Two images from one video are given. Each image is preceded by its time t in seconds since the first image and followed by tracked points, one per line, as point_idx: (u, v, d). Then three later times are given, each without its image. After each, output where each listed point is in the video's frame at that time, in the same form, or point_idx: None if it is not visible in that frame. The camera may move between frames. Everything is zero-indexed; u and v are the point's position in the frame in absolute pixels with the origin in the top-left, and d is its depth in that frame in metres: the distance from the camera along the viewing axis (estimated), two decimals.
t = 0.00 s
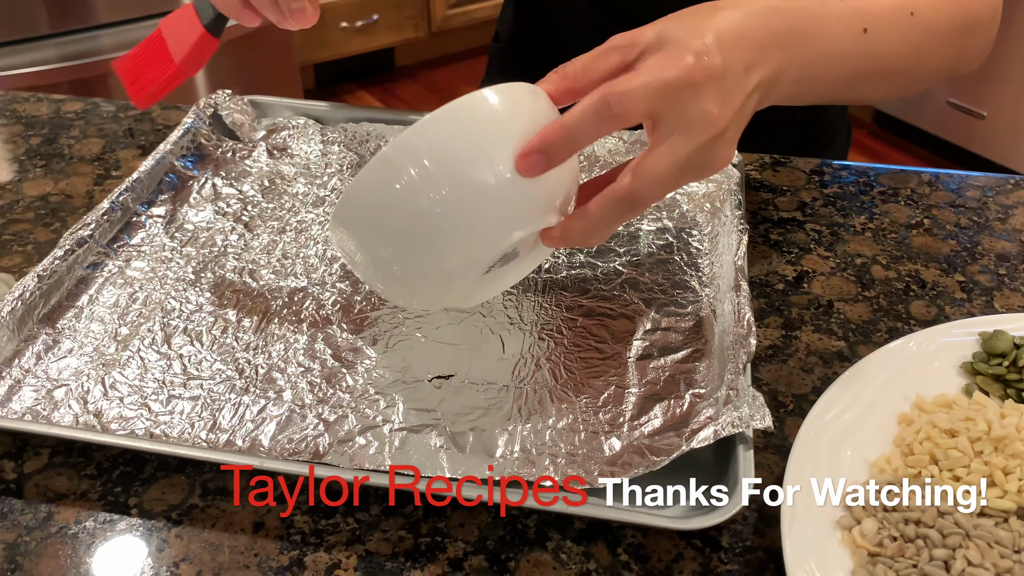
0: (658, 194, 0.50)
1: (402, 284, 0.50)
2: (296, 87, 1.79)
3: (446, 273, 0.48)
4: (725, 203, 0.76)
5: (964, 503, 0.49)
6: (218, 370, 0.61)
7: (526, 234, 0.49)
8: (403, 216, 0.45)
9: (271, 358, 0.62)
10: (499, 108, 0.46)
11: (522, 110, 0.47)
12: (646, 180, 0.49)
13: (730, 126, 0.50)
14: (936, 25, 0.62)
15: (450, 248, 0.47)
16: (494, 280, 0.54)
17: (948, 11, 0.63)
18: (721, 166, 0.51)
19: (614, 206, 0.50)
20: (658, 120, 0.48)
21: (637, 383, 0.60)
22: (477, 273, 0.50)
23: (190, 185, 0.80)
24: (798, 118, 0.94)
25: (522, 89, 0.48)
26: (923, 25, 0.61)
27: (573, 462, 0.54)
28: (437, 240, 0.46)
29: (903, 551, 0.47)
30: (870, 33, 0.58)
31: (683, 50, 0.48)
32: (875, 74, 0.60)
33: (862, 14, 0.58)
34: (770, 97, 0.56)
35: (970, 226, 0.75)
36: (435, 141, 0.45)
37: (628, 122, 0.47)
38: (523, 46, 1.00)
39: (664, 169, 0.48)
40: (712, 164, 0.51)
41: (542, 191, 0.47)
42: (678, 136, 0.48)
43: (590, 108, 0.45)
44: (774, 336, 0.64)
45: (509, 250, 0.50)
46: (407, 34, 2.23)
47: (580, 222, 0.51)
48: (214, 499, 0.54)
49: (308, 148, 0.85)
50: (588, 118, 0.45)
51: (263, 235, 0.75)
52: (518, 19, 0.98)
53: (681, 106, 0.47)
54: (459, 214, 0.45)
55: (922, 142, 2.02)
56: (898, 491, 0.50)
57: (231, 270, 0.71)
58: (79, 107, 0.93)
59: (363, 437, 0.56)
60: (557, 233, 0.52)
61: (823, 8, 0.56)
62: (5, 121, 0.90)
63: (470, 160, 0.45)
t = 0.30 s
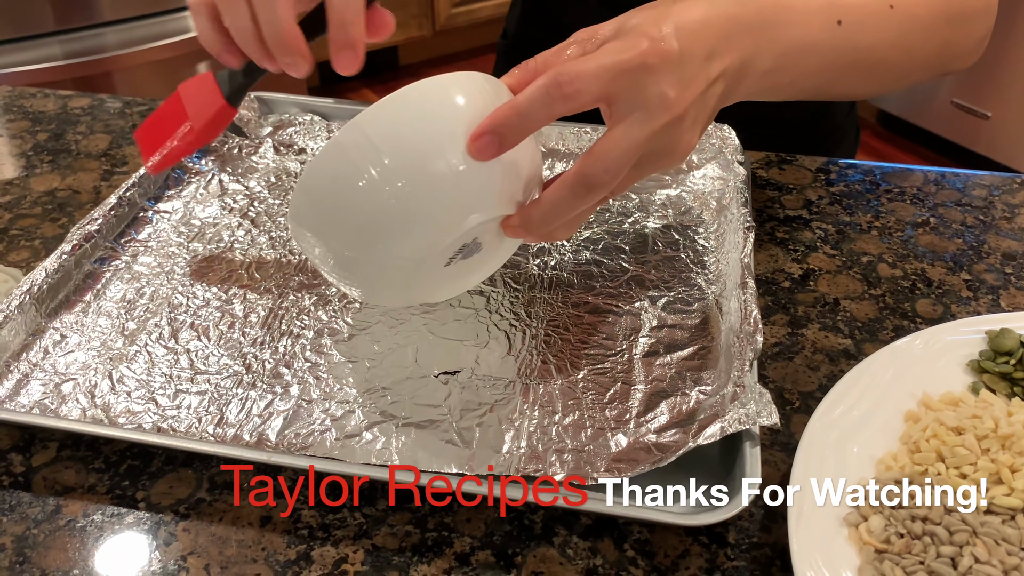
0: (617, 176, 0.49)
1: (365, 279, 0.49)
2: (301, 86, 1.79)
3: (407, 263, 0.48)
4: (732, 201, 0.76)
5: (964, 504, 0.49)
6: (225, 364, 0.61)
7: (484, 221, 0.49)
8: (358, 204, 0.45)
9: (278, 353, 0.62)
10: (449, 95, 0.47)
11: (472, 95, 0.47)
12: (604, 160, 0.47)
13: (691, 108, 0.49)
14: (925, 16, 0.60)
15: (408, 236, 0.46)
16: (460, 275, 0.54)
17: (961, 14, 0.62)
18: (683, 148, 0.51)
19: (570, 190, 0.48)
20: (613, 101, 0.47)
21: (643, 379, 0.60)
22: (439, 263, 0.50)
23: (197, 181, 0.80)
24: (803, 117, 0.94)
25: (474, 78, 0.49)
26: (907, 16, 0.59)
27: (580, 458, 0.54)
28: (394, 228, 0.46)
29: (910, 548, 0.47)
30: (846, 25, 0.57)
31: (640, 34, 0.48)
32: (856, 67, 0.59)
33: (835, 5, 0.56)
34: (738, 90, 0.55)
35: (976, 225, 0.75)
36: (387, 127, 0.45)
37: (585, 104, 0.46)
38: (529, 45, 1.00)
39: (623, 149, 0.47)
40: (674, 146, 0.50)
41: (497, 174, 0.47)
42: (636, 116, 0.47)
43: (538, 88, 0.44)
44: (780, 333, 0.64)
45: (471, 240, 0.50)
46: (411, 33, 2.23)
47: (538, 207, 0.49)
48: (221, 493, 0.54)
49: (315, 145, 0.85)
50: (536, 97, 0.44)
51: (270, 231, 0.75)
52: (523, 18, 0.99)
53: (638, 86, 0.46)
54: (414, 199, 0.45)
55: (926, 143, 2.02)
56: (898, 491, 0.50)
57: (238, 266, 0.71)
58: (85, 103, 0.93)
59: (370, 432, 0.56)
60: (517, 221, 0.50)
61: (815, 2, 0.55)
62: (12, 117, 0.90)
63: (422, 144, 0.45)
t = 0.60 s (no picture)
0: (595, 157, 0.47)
1: (355, 285, 0.51)
2: (304, 85, 1.80)
3: (393, 266, 0.49)
4: (735, 200, 0.76)
5: (964, 503, 0.49)
6: (230, 363, 0.61)
7: (468, 219, 0.50)
8: (339, 210, 0.47)
9: (282, 352, 0.63)
10: (421, 98, 0.48)
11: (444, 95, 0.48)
12: (578, 138, 0.46)
13: (667, 86, 0.48)
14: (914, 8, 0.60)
15: (389, 238, 0.47)
16: (452, 277, 0.54)
17: (964, 14, 0.62)
18: (664, 127, 0.49)
19: (549, 172, 0.47)
20: (583, 80, 0.46)
21: (646, 378, 0.60)
22: (427, 265, 0.51)
23: (201, 180, 0.81)
24: (805, 117, 0.94)
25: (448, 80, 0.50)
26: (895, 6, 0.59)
27: (583, 457, 0.54)
28: (375, 231, 0.47)
29: (912, 546, 0.47)
30: (829, 13, 0.57)
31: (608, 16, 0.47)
32: (845, 60, 0.59)
33: None
34: (717, 84, 0.55)
35: (979, 225, 0.75)
36: (362, 134, 0.47)
37: (550, 87, 0.45)
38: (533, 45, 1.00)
39: (598, 127, 0.46)
40: (655, 125, 0.49)
41: (475, 171, 0.48)
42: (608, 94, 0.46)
43: (501, 69, 0.44)
44: (783, 333, 0.64)
45: (458, 238, 0.50)
46: (415, 32, 2.23)
47: (517, 193, 0.48)
48: (226, 491, 0.54)
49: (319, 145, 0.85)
50: (500, 78, 0.44)
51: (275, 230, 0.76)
52: (527, 17, 0.99)
53: (606, 63, 0.46)
54: (392, 201, 0.46)
55: (930, 142, 2.02)
56: (898, 491, 0.50)
57: (243, 265, 0.71)
58: (91, 102, 0.93)
59: (374, 431, 0.56)
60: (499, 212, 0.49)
61: None
62: (18, 116, 0.91)
63: (396, 147, 0.46)
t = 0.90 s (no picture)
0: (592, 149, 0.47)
1: (359, 287, 0.51)
2: (308, 83, 1.80)
3: (396, 268, 0.50)
4: (739, 198, 0.76)
5: (966, 503, 0.49)
6: (235, 360, 0.62)
7: (468, 217, 0.50)
8: (338, 218, 0.47)
9: (288, 349, 0.63)
10: (412, 100, 0.47)
11: (434, 97, 0.47)
12: (573, 134, 0.46)
13: (662, 72, 0.47)
14: None
15: (389, 242, 0.48)
16: (454, 272, 0.55)
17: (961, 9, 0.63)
18: (661, 114, 0.49)
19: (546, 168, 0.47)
20: (576, 73, 0.46)
21: (651, 376, 0.61)
22: (430, 263, 0.51)
23: (207, 178, 0.81)
24: (809, 115, 0.94)
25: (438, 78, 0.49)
26: None
27: (586, 455, 0.54)
28: (373, 237, 0.47)
29: (917, 544, 0.47)
30: None
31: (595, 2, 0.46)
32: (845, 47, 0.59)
33: None
34: (716, 67, 0.54)
35: (983, 223, 0.75)
36: (353, 142, 0.46)
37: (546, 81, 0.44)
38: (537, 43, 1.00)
39: (593, 121, 0.46)
40: (652, 113, 0.48)
41: (471, 173, 0.47)
42: (601, 86, 0.46)
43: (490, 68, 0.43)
44: (788, 330, 0.64)
45: (458, 236, 0.50)
46: (418, 30, 2.23)
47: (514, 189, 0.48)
48: (232, 488, 0.54)
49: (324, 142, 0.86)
50: (490, 78, 0.43)
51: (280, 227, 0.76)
52: (532, 15, 0.99)
53: (595, 54, 0.45)
54: (389, 208, 0.46)
55: (934, 142, 2.02)
56: (898, 491, 0.50)
57: (248, 262, 0.72)
58: (96, 100, 0.94)
59: (379, 428, 0.56)
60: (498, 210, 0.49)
61: None
62: (24, 113, 0.91)
63: (389, 154, 0.46)
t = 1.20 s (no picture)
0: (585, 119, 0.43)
1: (371, 292, 0.50)
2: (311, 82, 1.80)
3: (405, 268, 0.48)
4: (743, 197, 0.76)
5: (968, 502, 0.49)
6: (240, 357, 0.62)
7: (472, 209, 0.47)
8: (340, 223, 0.47)
9: (292, 347, 0.63)
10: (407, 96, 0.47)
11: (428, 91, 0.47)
12: (559, 101, 0.43)
13: (654, 33, 0.44)
14: None
15: (394, 239, 0.46)
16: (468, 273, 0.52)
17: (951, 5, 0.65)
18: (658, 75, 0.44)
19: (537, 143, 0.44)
20: (560, 45, 0.44)
21: (654, 374, 0.61)
22: (441, 261, 0.49)
23: (211, 176, 0.81)
24: (811, 113, 0.94)
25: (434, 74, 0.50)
26: None
27: (590, 453, 0.54)
28: (379, 236, 0.46)
29: (920, 542, 0.47)
30: None
31: None
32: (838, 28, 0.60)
33: None
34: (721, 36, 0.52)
35: (987, 222, 0.75)
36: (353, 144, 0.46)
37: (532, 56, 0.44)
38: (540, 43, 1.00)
39: (580, 87, 0.43)
40: (648, 75, 0.44)
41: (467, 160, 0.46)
42: (587, 53, 0.44)
43: (469, 47, 0.42)
44: (791, 329, 0.64)
45: (464, 228, 0.48)
46: (421, 28, 2.23)
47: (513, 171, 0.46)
48: (236, 485, 0.54)
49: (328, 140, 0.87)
50: (470, 57, 0.42)
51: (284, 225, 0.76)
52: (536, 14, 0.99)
53: (574, 23, 0.43)
54: (391, 204, 0.46)
55: (937, 141, 2.01)
56: (898, 491, 0.50)
57: (252, 260, 0.72)
58: (101, 98, 0.94)
59: (383, 426, 0.56)
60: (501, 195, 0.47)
61: None
62: (28, 111, 0.91)
63: (387, 152, 0.46)
